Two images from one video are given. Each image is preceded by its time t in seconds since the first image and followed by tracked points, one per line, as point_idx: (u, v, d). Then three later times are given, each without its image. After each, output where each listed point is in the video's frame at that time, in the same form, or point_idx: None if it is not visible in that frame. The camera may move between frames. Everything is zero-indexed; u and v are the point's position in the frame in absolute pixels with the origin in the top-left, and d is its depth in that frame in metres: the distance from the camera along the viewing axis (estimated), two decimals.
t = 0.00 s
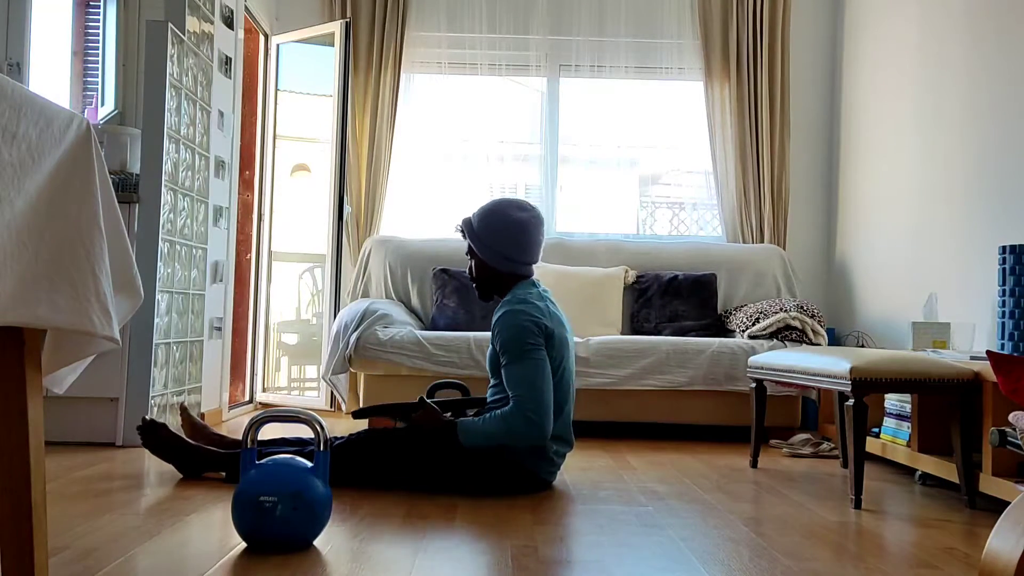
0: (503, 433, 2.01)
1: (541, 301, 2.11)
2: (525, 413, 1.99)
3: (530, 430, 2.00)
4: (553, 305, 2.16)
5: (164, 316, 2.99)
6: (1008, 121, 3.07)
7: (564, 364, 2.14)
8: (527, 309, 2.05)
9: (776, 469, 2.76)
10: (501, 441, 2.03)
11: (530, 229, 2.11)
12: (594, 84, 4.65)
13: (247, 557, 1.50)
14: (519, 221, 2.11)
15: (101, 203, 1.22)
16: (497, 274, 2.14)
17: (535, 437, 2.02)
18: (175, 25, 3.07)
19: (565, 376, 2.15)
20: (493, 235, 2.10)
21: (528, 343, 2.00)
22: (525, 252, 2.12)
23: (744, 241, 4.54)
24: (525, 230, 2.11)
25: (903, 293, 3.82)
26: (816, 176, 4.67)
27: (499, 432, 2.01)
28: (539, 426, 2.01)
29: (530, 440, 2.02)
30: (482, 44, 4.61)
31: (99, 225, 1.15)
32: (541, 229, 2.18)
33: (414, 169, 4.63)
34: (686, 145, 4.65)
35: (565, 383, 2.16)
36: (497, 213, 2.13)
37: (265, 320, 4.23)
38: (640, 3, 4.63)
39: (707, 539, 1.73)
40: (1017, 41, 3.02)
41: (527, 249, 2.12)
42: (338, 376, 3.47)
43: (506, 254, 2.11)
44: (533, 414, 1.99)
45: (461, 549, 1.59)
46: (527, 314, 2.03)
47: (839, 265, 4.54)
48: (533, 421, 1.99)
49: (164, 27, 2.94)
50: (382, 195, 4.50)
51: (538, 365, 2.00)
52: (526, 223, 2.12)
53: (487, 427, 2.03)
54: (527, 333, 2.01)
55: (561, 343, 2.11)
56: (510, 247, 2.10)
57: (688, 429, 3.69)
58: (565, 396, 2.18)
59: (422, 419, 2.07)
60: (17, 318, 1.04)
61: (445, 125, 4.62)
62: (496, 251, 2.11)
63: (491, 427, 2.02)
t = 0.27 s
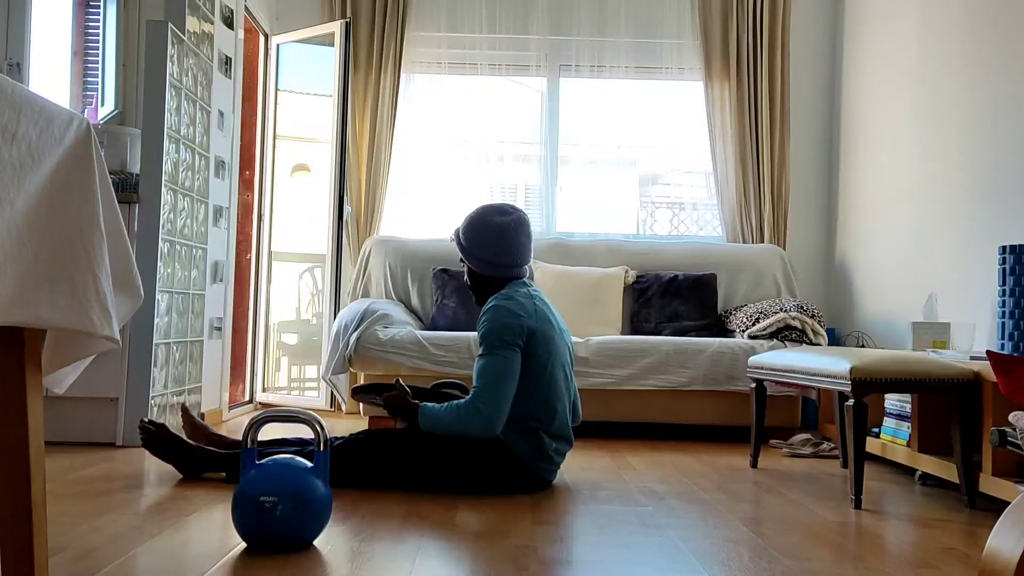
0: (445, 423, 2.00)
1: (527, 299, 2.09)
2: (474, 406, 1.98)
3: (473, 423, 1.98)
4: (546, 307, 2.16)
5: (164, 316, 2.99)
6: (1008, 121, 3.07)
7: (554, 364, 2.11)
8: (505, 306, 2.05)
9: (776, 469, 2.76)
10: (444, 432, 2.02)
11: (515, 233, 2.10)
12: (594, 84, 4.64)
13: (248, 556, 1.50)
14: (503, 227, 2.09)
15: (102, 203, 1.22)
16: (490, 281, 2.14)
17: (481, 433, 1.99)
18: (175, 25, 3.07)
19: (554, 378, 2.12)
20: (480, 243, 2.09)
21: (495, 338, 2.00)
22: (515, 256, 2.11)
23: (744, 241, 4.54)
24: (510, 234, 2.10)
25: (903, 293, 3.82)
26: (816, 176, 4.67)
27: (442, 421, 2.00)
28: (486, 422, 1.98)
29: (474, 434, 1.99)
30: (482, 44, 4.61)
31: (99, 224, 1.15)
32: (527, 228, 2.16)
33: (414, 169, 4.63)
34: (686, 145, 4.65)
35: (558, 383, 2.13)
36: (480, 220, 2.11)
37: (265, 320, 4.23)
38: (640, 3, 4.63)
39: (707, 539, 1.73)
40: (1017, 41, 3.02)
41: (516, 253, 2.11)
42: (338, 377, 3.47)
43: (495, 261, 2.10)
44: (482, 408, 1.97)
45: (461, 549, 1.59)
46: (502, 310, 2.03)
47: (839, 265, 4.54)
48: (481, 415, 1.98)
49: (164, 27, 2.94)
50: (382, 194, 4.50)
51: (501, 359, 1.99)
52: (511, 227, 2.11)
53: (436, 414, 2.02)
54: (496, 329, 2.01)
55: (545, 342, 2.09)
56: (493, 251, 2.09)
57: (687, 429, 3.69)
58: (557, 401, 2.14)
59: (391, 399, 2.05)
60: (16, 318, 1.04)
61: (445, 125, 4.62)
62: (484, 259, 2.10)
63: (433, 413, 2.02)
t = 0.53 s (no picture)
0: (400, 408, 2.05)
1: (510, 295, 2.12)
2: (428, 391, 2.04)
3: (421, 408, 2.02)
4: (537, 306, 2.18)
5: (164, 316, 2.99)
6: (1008, 121, 3.07)
7: (534, 360, 2.12)
8: (486, 301, 2.08)
9: (776, 469, 2.76)
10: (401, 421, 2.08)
11: (501, 234, 2.11)
12: (594, 84, 4.64)
13: (247, 556, 1.50)
14: (489, 229, 2.11)
15: (101, 203, 1.22)
16: (483, 283, 2.17)
17: (429, 418, 2.03)
18: (175, 25, 3.07)
19: (531, 377, 2.12)
20: (469, 247, 2.11)
21: (465, 327, 2.06)
22: (504, 256, 2.13)
23: (744, 241, 4.54)
24: (497, 236, 2.11)
25: (903, 293, 3.82)
26: (816, 176, 4.67)
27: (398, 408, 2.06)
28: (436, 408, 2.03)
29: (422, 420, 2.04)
30: (482, 44, 4.61)
31: (99, 224, 1.15)
32: (515, 226, 2.17)
33: (415, 169, 4.63)
34: (686, 145, 4.65)
35: (540, 381, 2.13)
36: (467, 225, 2.13)
37: (265, 320, 4.23)
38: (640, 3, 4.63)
39: (707, 539, 1.73)
40: (1016, 41, 3.02)
41: (505, 253, 2.13)
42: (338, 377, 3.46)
43: (485, 263, 2.12)
44: (434, 392, 2.03)
45: (461, 549, 1.59)
46: (478, 302, 2.08)
47: (839, 265, 4.54)
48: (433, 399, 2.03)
49: (165, 27, 2.94)
50: (382, 194, 4.50)
51: (465, 348, 2.04)
52: (497, 228, 2.11)
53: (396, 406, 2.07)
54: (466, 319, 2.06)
55: (522, 338, 2.11)
56: (477, 252, 2.11)
57: (688, 429, 3.69)
58: (536, 400, 2.13)
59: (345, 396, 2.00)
60: (16, 318, 1.04)
61: (445, 125, 4.62)
62: (474, 262, 2.13)
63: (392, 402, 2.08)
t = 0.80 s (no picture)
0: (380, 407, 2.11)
1: (487, 298, 2.11)
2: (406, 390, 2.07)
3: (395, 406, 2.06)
4: (520, 311, 2.16)
5: (164, 316, 2.99)
6: (1008, 122, 3.07)
7: (517, 360, 2.11)
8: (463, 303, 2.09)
9: (776, 469, 2.76)
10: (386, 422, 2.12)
11: (476, 238, 2.12)
12: (595, 84, 4.64)
13: (247, 556, 1.50)
14: (464, 234, 2.11)
15: (102, 203, 1.22)
16: (460, 287, 2.18)
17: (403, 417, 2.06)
18: (175, 25, 3.07)
19: (516, 375, 2.10)
20: (446, 251, 2.12)
21: (440, 332, 2.07)
22: (478, 260, 2.14)
23: (744, 241, 4.54)
24: (471, 240, 2.12)
25: (903, 293, 3.82)
26: (816, 176, 4.67)
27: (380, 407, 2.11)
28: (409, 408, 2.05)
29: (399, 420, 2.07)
30: (482, 44, 4.61)
31: (99, 225, 1.15)
32: (489, 229, 2.18)
33: (415, 169, 4.63)
34: (686, 145, 4.65)
35: (525, 377, 2.11)
36: (442, 229, 2.13)
37: (265, 320, 4.23)
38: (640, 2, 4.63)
39: (707, 539, 1.73)
40: (1016, 41, 3.02)
41: (479, 258, 2.14)
42: (338, 377, 3.46)
43: (461, 268, 2.13)
44: (411, 393, 2.05)
45: (461, 549, 1.59)
46: (454, 307, 2.08)
47: (839, 265, 4.54)
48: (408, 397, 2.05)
49: (165, 27, 2.94)
50: (382, 194, 4.50)
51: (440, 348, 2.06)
52: (471, 232, 2.12)
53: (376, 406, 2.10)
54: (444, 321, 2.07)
55: (503, 338, 2.10)
56: (456, 257, 2.12)
57: (688, 429, 3.69)
58: (524, 395, 2.11)
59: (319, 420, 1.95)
60: (16, 318, 1.04)
61: (445, 125, 4.62)
62: (449, 267, 2.13)
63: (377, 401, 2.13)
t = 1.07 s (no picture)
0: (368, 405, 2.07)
1: (474, 296, 2.12)
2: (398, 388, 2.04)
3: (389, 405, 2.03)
4: (505, 308, 2.19)
5: (164, 316, 2.99)
6: (1008, 122, 3.07)
7: (509, 355, 2.13)
8: (449, 304, 2.08)
9: (776, 469, 2.76)
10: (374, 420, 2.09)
11: (453, 244, 2.09)
12: (595, 84, 4.64)
13: (247, 556, 1.50)
14: (441, 240, 2.08)
15: (102, 203, 1.22)
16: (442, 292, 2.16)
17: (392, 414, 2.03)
18: (175, 25, 3.07)
19: (508, 372, 2.13)
20: (424, 258, 2.09)
21: (432, 329, 2.06)
22: (457, 264, 2.12)
23: (744, 241, 4.54)
24: (449, 246, 2.09)
25: (903, 293, 3.82)
26: (816, 176, 4.67)
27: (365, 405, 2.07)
28: (407, 408, 2.02)
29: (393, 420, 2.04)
30: (482, 44, 4.61)
31: (99, 225, 1.15)
32: (465, 231, 2.15)
33: (414, 169, 4.63)
34: (686, 145, 4.65)
35: (517, 374, 2.14)
36: (419, 235, 2.10)
37: (265, 320, 4.23)
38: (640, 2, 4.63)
39: (707, 539, 1.73)
40: (1016, 42, 3.02)
41: (458, 262, 2.12)
42: (338, 377, 3.47)
43: (441, 273, 2.11)
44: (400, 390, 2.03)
45: (461, 549, 1.59)
46: (444, 305, 2.08)
47: (839, 265, 4.53)
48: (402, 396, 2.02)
49: (165, 26, 2.94)
50: (382, 194, 4.50)
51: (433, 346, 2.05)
52: (449, 238, 2.10)
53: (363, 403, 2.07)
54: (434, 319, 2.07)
55: (495, 335, 2.11)
56: (436, 265, 2.09)
57: (688, 430, 3.69)
58: (516, 392, 2.14)
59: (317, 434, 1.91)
60: (16, 318, 1.04)
61: (445, 125, 4.62)
62: (428, 273, 2.11)
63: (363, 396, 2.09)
